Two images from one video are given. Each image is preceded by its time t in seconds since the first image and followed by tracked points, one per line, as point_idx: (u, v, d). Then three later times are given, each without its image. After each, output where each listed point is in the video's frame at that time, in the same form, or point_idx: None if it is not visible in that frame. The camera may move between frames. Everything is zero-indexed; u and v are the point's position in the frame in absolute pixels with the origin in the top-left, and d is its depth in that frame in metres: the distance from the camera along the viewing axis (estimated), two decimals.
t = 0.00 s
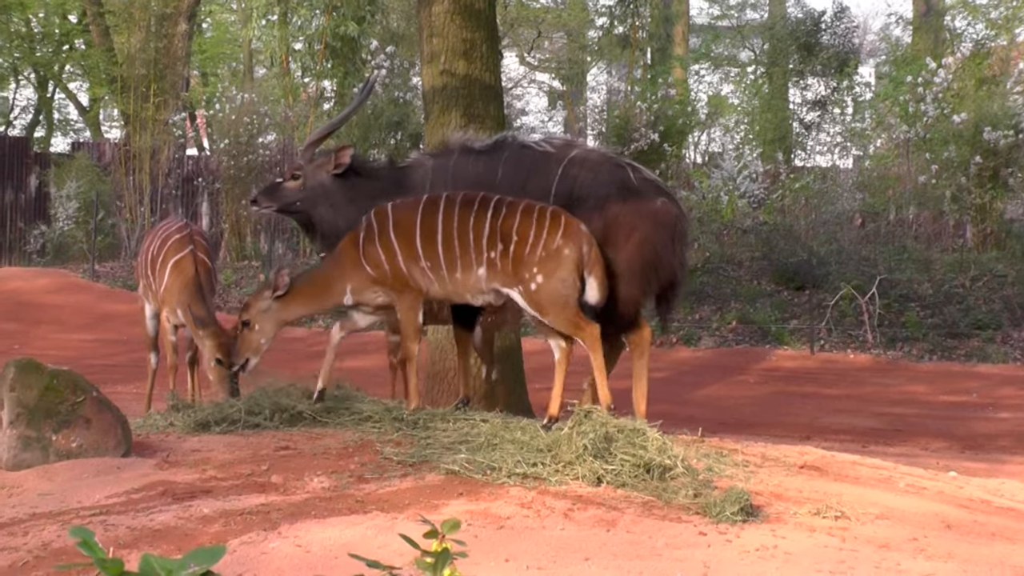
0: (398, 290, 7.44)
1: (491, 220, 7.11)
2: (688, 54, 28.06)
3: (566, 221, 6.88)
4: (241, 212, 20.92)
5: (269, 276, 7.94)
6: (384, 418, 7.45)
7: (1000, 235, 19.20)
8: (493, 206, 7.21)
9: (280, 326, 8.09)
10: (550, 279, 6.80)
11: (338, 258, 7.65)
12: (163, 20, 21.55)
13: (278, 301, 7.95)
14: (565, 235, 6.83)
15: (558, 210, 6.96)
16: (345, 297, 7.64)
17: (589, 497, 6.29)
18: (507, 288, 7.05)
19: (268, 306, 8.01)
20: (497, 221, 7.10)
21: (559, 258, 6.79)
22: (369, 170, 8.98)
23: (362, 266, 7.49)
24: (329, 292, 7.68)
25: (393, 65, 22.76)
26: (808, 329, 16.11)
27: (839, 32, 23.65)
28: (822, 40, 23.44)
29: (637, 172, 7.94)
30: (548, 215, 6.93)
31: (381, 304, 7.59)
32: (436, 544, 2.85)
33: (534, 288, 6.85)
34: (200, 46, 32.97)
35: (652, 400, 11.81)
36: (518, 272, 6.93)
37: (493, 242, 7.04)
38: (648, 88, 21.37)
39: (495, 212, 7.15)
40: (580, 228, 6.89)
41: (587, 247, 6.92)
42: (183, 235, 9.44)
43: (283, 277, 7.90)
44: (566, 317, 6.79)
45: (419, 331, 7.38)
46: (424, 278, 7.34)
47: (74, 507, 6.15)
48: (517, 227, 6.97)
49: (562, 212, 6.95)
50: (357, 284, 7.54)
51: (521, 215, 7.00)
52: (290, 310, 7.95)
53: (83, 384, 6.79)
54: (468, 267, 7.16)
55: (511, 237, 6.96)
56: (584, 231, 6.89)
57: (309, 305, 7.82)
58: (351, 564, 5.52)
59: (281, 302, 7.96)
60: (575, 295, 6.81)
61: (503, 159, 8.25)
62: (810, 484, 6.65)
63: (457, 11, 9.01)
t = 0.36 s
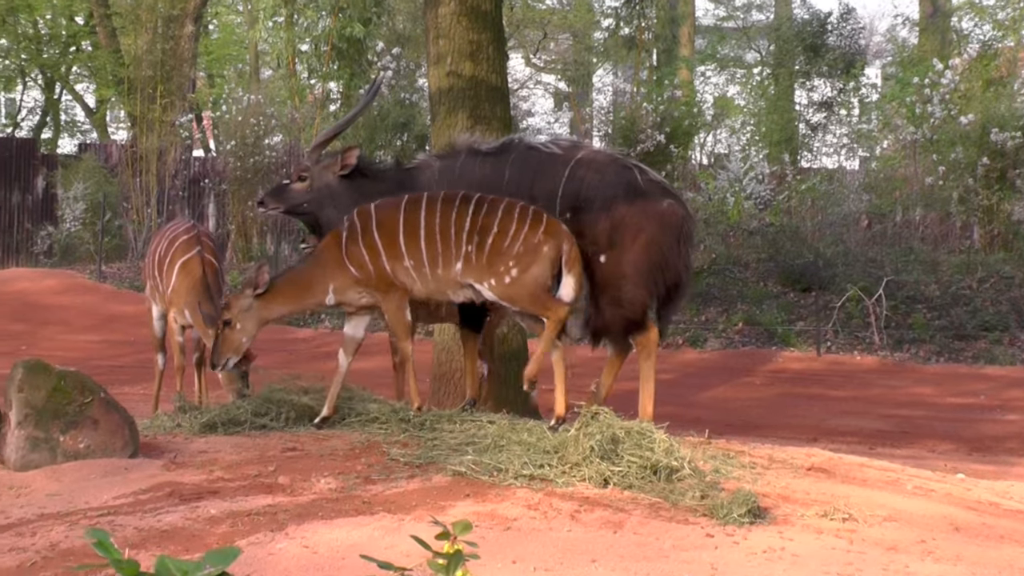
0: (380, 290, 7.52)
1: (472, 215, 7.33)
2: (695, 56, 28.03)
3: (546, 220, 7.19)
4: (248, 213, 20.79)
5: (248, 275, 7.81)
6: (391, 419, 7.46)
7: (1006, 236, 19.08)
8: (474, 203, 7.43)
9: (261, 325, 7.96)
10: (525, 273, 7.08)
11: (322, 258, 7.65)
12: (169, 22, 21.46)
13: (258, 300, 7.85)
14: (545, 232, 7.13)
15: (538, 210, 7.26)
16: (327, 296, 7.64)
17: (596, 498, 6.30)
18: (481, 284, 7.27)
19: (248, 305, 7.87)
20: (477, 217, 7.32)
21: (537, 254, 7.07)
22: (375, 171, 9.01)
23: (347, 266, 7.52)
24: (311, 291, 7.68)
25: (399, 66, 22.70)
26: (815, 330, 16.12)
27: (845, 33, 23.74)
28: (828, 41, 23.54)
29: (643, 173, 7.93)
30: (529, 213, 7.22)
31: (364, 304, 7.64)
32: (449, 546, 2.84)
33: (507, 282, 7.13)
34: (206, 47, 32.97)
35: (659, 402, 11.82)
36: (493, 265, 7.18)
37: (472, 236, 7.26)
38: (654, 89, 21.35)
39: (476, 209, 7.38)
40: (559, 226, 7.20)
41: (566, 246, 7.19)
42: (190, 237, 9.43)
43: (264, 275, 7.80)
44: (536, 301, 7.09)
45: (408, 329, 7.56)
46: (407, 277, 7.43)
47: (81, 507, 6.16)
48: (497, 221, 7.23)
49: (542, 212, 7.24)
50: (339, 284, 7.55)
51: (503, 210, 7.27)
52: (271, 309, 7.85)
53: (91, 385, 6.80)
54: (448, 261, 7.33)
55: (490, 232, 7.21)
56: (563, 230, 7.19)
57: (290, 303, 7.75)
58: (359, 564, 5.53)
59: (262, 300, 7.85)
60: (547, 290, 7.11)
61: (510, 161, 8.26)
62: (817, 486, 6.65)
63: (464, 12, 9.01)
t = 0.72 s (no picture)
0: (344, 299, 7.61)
1: (440, 222, 7.53)
2: (703, 61, 28.01)
3: (514, 231, 7.45)
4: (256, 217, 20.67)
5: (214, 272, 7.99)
6: (398, 423, 7.46)
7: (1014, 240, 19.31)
8: (443, 210, 7.61)
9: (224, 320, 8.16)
10: (489, 282, 7.34)
11: (288, 260, 7.75)
12: (178, 26, 21.73)
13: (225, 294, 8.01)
14: (512, 243, 7.40)
15: (506, 220, 7.51)
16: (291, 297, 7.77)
17: (604, 503, 6.30)
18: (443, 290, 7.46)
19: (213, 301, 8.07)
20: (446, 224, 7.51)
21: (503, 263, 7.34)
22: (382, 176, 9.05)
23: (312, 270, 7.63)
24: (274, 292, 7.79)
25: (407, 71, 22.65)
26: (823, 334, 16.14)
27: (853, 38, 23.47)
28: (836, 45, 23.31)
29: (652, 178, 7.91)
30: (496, 223, 7.45)
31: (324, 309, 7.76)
32: (460, 550, 2.83)
33: (467, 290, 7.35)
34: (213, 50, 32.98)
35: (667, 406, 11.82)
36: (458, 272, 7.36)
37: (438, 242, 7.44)
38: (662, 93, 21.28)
39: (444, 215, 7.57)
40: (525, 238, 7.48)
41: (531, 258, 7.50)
42: (198, 241, 9.45)
43: (232, 273, 7.98)
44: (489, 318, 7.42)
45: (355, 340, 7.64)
46: (372, 285, 7.55)
47: (90, 511, 6.17)
48: (465, 229, 7.44)
49: (508, 223, 7.50)
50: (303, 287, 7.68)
51: (472, 219, 7.49)
52: (236, 306, 8.01)
53: (100, 389, 6.80)
54: (415, 267, 7.49)
55: (457, 238, 7.41)
56: (530, 242, 7.48)
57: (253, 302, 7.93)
58: (367, 568, 5.54)
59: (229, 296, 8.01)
60: (505, 299, 7.41)
61: (518, 165, 8.29)
62: (825, 490, 6.65)
63: (472, 17, 9.02)
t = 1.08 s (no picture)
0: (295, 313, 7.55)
1: (409, 226, 7.62)
2: (713, 65, 28.06)
3: (485, 224, 7.62)
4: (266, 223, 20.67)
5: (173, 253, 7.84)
6: (408, 427, 7.46)
7: None
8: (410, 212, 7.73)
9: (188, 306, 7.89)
10: (468, 279, 7.50)
11: (247, 261, 7.67)
12: (188, 31, 21.69)
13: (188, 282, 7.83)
14: (486, 237, 7.58)
15: (475, 215, 7.69)
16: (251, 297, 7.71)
17: (615, 508, 6.30)
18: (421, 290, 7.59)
19: (177, 286, 7.82)
20: (416, 225, 7.63)
21: (480, 258, 7.51)
22: (392, 180, 9.23)
23: (271, 276, 7.56)
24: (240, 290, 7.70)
25: (417, 76, 22.70)
26: (833, 339, 16.18)
27: (863, 43, 23.58)
28: (846, 50, 23.36)
29: (662, 183, 7.91)
30: (464, 219, 7.61)
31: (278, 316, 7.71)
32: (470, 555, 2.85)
33: (450, 290, 7.50)
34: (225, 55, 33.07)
35: (678, 411, 11.83)
36: (437, 273, 7.50)
37: (412, 245, 7.56)
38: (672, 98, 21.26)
39: (413, 217, 7.69)
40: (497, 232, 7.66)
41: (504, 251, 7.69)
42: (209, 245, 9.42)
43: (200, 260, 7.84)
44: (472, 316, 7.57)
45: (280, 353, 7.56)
46: (339, 292, 7.59)
47: (100, 516, 6.18)
48: (437, 230, 7.57)
49: (476, 217, 7.66)
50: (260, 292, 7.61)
51: (441, 218, 7.61)
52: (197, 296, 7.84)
53: (110, 393, 6.76)
54: (388, 271, 7.59)
55: (431, 239, 7.54)
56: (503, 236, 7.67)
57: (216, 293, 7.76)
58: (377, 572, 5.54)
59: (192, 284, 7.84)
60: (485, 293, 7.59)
61: (528, 170, 8.33)
62: (836, 495, 6.64)
63: (483, 22, 9.03)
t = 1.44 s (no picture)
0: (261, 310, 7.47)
1: (374, 225, 7.60)
2: (720, 66, 27.99)
3: (450, 223, 7.74)
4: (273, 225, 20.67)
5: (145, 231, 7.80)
6: (415, 427, 7.46)
7: None
8: (372, 211, 7.70)
9: (149, 289, 7.71)
10: (437, 278, 7.59)
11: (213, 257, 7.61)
12: (195, 31, 21.61)
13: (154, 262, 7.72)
14: (452, 237, 7.68)
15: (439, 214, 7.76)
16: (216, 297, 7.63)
17: (621, 509, 6.30)
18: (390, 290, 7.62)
19: (143, 263, 7.68)
20: (382, 225, 7.62)
21: (448, 258, 7.62)
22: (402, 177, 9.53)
23: (235, 275, 7.48)
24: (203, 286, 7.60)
25: (425, 76, 22.73)
26: (840, 340, 16.20)
27: (870, 42, 23.45)
28: (853, 50, 23.24)
29: (667, 183, 7.89)
30: (429, 217, 7.68)
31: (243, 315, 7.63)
32: (477, 554, 2.87)
33: (421, 289, 7.56)
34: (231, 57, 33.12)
35: (684, 412, 11.83)
36: (406, 273, 7.55)
37: (380, 245, 7.56)
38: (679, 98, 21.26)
39: (377, 217, 7.67)
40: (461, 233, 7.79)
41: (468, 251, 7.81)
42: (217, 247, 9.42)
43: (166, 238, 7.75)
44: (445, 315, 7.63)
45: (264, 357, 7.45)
46: (306, 291, 7.51)
47: (107, 516, 6.18)
48: (404, 230, 7.58)
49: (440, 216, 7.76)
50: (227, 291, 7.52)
51: (407, 216, 7.63)
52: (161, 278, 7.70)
53: (116, 394, 6.75)
54: (354, 272, 7.55)
55: (399, 239, 7.55)
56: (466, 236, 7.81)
57: (178, 282, 7.63)
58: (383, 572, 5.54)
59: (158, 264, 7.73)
60: (455, 292, 7.69)
61: (532, 171, 8.35)
62: (842, 495, 6.63)
63: (489, 22, 9.04)
